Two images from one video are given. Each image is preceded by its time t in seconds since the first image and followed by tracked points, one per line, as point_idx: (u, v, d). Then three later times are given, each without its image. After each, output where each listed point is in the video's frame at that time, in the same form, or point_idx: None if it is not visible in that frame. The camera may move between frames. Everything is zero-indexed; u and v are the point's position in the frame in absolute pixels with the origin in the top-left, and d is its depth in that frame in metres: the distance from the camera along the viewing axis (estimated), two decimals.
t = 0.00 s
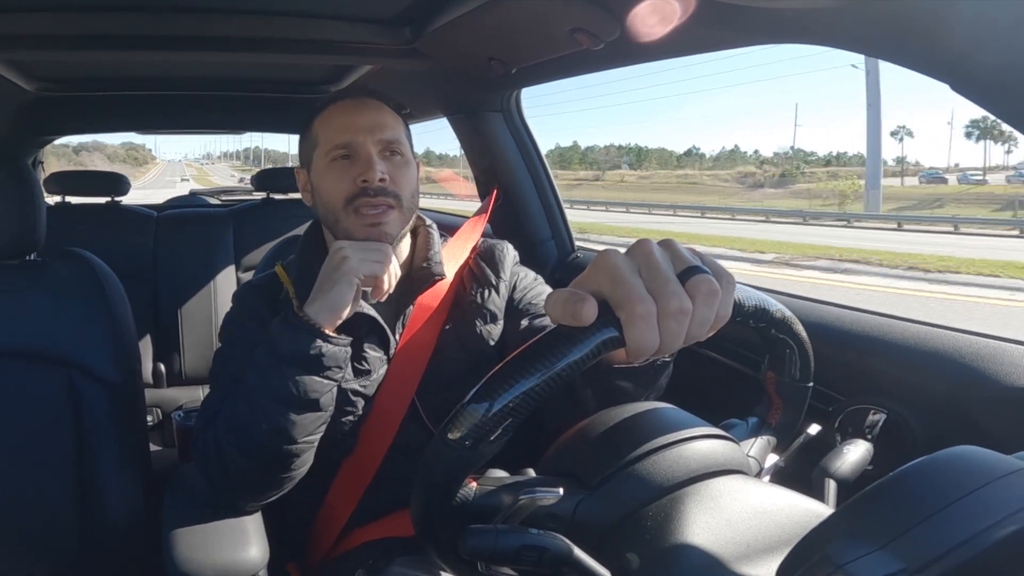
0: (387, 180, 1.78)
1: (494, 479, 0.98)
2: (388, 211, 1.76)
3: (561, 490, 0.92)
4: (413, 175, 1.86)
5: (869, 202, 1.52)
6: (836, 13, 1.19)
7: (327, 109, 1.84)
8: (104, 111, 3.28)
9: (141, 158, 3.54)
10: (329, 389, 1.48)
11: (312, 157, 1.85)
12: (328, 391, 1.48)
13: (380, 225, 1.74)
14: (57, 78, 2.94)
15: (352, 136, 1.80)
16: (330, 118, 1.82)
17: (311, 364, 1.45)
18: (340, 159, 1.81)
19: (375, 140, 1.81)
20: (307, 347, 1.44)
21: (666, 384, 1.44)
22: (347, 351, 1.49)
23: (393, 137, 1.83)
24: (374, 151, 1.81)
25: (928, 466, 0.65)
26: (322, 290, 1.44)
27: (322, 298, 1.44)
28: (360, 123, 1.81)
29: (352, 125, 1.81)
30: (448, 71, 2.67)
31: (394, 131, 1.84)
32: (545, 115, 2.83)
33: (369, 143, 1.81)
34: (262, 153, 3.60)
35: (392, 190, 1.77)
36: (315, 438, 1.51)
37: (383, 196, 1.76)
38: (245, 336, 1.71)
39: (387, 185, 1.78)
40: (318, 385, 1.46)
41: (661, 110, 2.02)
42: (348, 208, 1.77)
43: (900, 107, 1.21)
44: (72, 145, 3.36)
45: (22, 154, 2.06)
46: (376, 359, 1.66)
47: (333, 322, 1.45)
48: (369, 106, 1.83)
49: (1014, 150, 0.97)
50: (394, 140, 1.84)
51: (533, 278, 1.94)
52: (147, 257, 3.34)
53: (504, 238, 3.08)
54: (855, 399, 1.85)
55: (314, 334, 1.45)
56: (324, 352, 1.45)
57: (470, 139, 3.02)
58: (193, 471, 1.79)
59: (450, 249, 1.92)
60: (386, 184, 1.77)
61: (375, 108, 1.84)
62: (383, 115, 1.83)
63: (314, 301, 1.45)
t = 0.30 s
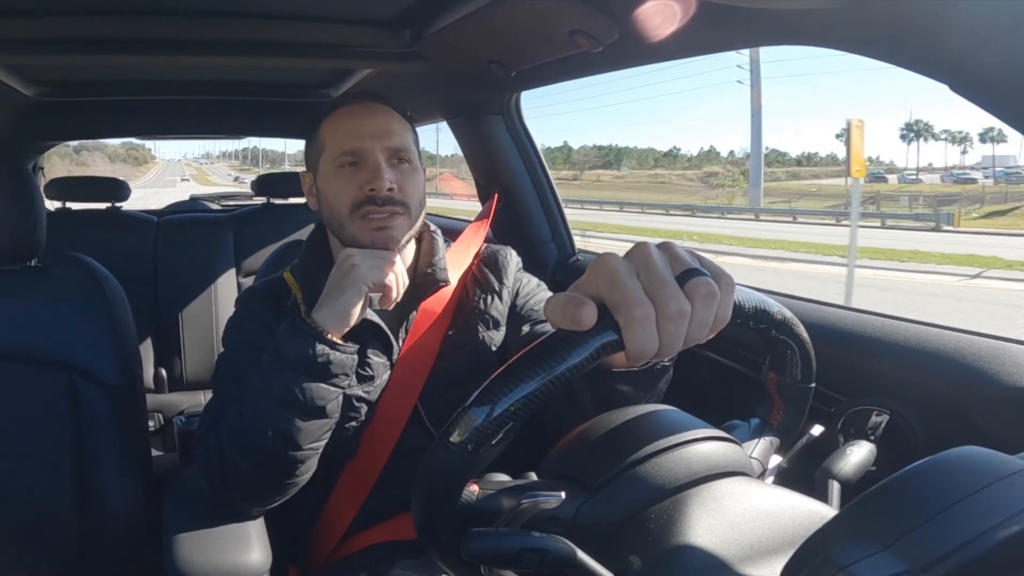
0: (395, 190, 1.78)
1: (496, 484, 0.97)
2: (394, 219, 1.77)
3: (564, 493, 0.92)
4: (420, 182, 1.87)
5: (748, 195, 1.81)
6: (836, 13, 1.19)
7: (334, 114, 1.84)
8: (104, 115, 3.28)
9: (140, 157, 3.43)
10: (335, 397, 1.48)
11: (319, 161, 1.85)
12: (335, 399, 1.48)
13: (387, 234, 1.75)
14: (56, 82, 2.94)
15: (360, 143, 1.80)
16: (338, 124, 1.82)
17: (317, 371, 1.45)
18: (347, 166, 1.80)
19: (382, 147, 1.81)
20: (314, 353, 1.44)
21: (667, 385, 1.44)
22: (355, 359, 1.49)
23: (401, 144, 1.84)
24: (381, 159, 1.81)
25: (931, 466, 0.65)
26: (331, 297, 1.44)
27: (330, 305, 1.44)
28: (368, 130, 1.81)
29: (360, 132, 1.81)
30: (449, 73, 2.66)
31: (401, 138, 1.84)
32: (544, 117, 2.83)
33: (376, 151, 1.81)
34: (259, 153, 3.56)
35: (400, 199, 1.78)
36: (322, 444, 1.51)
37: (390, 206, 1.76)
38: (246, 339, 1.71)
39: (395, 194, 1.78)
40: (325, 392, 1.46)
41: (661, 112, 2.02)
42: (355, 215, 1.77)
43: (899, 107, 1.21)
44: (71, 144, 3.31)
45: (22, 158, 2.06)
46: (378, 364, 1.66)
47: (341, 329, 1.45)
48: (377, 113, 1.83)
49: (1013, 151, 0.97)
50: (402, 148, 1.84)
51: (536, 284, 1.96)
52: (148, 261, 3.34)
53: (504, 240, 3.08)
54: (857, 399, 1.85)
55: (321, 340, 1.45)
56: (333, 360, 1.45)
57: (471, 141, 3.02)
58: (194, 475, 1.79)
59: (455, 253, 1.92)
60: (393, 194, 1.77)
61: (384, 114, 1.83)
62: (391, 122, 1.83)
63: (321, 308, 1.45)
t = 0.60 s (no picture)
0: (391, 190, 1.78)
1: (497, 484, 0.97)
2: (390, 219, 1.76)
3: (564, 492, 0.91)
4: (417, 182, 1.87)
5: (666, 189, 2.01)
6: (835, 13, 1.20)
7: (330, 115, 1.84)
8: (104, 116, 3.29)
9: (140, 156, 3.43)
10: (335, 397, 1.48)
11: (316, 163, 1.85)
12: (334, 398, 1.48)
13: (384, 234, 1.75)
14: (57, 84, 2.95)
15: (356, 144, 1.80)
16: (334, 125, 1.82)
17: (317, 370, 1.45)
18: (343, 167, 1.81)
19: (378, 148, 1.82)
20: (313, 353, 1.44)
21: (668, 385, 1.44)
22: (355, 358, 1.49)
23: (397, 145, 1.84)
24: (378, 160, 1.81)
25: (933, 465, 0.65)
26: (331, 297, 1.44)
27: (329, 305, 1.44)
28: (364, 131, 1.81)
29: (356, 133, 1.81)
30: (449, 74, 2.67)
31: (398, 139, 1.84)
32: (545, 117, 2.83)
33: (372, 151, 1.81)
34: (258, 152, 3.58)
35: (396, 199, 1.78)
36: (322, 444, 1.51)
37: (386, 206, 1.76)
38: (246, 339, 1.71)
39: (391, 194, 1.78)
40: (324, 392, 1.46)
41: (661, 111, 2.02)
42: (351, 216, 1.77)
43: (897, 107, 1.21)
44: (71, 145, 3.37)
45: (21, 159, 2.06)
46: (379, 364, 1.66)
47: (341, 328, 1.45)
48: (373, 113, 1.83)
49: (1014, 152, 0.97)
50: (398, 148, 1.83)
51: (536, 282, 1.96)
52: (149, 261, 3.34)
53: (504, 240, 3.08)
54: (858, 399, 1.85)
55: (321, 341, 1.45)
56: (332, 360, 1.45)
57: (471, 141, 3.02)
58: (194, 475, 1.79)
59: (454, 252, 1.89)
60: (389, 194, 1.77)
61: (380, 115, 1.83)
62: (388, 122, 1.83)
63: (320, 308, 1.45)
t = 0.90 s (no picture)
0: (389, 188, 1.78)
1: (497, 483, 0.97)
2: (388, 217, 1.77)
3: (564, 491, 0.91)
4: (415, 180, 1.87)
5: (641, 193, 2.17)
6: (833, 14, 1.20)
7: (327, 114, 1.84)
8: (105, 113, 3.29)
9: (140, 156, 3.47)
10: (333, 392, 1.48)
11: (313, 161, 1.86)
12: (332, 394, 1.48)
13: (382, 232, 1.75)
14: (57, 82, 2.95)
15: (353, 142, 1.80)
16: (330, 123, 1.82)
17: (316, 368, 1.45)
18: (340, 165, 1.81)
19: (375, 146, 1.82)
20: (311, 350, 1.44)
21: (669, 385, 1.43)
22: (350, 353, 1.49)
23: (394, 142, 1.84)
24: (375, 158, 1.81)
25: (933, 465, 0.65)
26: (327, 293, 1.45)
27: (326, 301, 1.44)
28: (361, 129, 1.81)
29: (353, 131, 1.81)
30: (450, 73, 2.67)
31: (395, 137, 1.84)
32: (546, 116, 2.83)
33: (369, 150, 1.81)
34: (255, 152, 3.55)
35: (393, 197, 1.78)
36: (319, 441, 1.51)
37: (383, 204, 1.76)
38: (246, 338, 1.71)
39: (388, 192, 1.78)
40: (321, 389, 1.46)
41: (661, 111, 2.03)
42: (349, 215, 1.77)
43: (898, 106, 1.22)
44: (72, 144, 3.33)
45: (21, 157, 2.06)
46: (378, 360, 1.66)
47: (338, 325, 1.46)
48: (370, 110, 1.83)
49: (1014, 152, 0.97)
50: (395, 146, 1.84)
51: (536, 278, 1.96)
52: (149, 260, 3.34)
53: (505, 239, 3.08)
54: (858, 398, 1.85)
55: (319, 339, 1.45)
56: (329, 356, 1.45)
57: (471, 140, 3.02)
58: (194, 473, 1.79)
59: (454, 250, 1.89)
60: (387, 191, 1.78)
61: (377, 112, 1.83)
62: (385, 120, 1.83)
63: (320, 306, 1.45)
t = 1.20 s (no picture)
0: (392, 193, 1.78)
1: (498, 484, 0.98)
2: (392, 222, 1.77)
3: (566, 494, 0.91)
4: (417, 183, 1.87)
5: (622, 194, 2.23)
6: (832, 13, 1.20)
7: (329, 118, 1.84)
8: (106, 116, 3.29)
9: (140, 156, 3.43)
10: (337, 396, 1.48)
11: (316, 166, 1.85)
12: (336, 398, 1.48)
13: (385, 237, 1.76)
14: (58, 84, 2.95)
15: (356, 147, 1.80)
16: (333, 128, 1.82)
17: (318, 370, 1.45)
18: (343, 170, 1.81)
19: (378, 151, 1.81)
20: (314, 353, 1.44)
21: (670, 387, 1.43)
22: (357, 358, 1.49)
23: (397, 147, 1.84)
24: (378, 162, 1.81)
25: (936, 466, 0.65)
26: (331, 297, 1.44)
27: (331, 305, 1.44)
28: (364, 134, 1.81)
29: (355, 136, 1.81)
30: (450, 74, 2.67)
31: (398, 141, 1.84)
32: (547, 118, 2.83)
33: (372, 155, 1.81)
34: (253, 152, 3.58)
35: (396, 202, 1.78)
36: (322, 444, 1.51)
37: (386, 209, 1.76)
38: (247, 340, 1.71)
39: (391, 198, 1.78)
40: (325, 391, 1.46)
41: (659, 112, 2.04)
42: (352, 219, 1.77)
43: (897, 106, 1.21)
44: (72, 144, 3.34)
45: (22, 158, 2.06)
46: (380, 364, 1.65)
47: (343, 328, 1.45)
48: (373, 115, 1.83)
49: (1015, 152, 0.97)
50: (398, 150, 1.84)
51: (537, 282, 1.96)
52: (150, 262, 3.34)
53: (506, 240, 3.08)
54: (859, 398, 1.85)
55: (321, 341, 1.45)
56: (333, 360, 1.45)
57: (473, 142, 3.02)
58: (195, 475, 1.79)
59: (455, 253, 1.90)
60: (390, 197, 1.78)
61: (380, 117, 1.83)
62: (388, 125, 1.83)
63: (321, 309, 1.45)
